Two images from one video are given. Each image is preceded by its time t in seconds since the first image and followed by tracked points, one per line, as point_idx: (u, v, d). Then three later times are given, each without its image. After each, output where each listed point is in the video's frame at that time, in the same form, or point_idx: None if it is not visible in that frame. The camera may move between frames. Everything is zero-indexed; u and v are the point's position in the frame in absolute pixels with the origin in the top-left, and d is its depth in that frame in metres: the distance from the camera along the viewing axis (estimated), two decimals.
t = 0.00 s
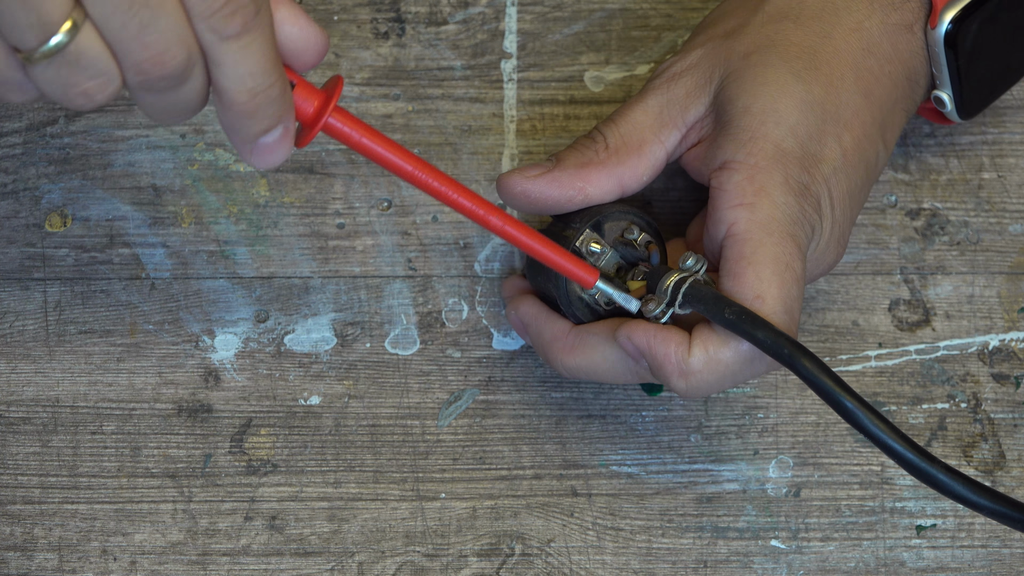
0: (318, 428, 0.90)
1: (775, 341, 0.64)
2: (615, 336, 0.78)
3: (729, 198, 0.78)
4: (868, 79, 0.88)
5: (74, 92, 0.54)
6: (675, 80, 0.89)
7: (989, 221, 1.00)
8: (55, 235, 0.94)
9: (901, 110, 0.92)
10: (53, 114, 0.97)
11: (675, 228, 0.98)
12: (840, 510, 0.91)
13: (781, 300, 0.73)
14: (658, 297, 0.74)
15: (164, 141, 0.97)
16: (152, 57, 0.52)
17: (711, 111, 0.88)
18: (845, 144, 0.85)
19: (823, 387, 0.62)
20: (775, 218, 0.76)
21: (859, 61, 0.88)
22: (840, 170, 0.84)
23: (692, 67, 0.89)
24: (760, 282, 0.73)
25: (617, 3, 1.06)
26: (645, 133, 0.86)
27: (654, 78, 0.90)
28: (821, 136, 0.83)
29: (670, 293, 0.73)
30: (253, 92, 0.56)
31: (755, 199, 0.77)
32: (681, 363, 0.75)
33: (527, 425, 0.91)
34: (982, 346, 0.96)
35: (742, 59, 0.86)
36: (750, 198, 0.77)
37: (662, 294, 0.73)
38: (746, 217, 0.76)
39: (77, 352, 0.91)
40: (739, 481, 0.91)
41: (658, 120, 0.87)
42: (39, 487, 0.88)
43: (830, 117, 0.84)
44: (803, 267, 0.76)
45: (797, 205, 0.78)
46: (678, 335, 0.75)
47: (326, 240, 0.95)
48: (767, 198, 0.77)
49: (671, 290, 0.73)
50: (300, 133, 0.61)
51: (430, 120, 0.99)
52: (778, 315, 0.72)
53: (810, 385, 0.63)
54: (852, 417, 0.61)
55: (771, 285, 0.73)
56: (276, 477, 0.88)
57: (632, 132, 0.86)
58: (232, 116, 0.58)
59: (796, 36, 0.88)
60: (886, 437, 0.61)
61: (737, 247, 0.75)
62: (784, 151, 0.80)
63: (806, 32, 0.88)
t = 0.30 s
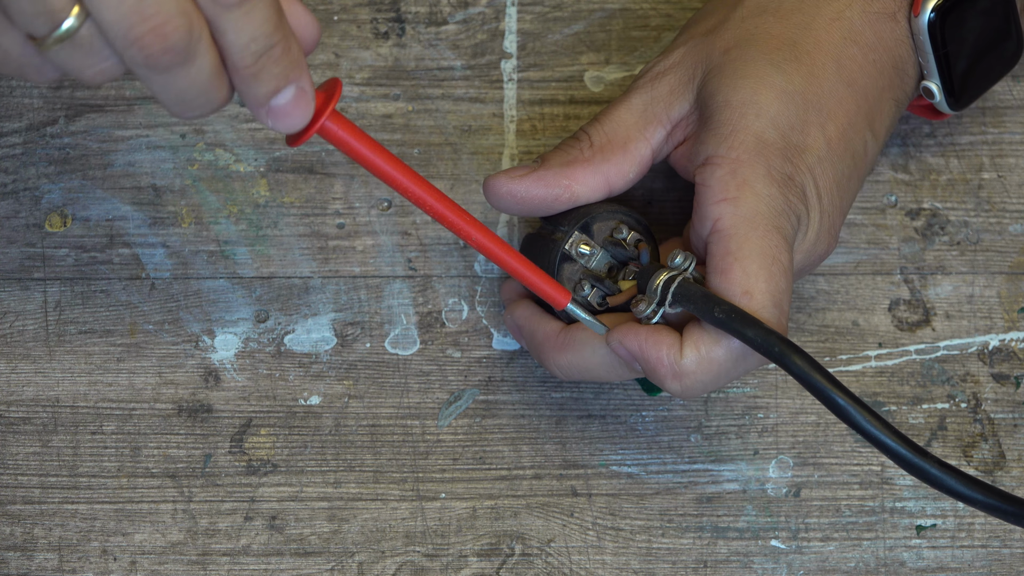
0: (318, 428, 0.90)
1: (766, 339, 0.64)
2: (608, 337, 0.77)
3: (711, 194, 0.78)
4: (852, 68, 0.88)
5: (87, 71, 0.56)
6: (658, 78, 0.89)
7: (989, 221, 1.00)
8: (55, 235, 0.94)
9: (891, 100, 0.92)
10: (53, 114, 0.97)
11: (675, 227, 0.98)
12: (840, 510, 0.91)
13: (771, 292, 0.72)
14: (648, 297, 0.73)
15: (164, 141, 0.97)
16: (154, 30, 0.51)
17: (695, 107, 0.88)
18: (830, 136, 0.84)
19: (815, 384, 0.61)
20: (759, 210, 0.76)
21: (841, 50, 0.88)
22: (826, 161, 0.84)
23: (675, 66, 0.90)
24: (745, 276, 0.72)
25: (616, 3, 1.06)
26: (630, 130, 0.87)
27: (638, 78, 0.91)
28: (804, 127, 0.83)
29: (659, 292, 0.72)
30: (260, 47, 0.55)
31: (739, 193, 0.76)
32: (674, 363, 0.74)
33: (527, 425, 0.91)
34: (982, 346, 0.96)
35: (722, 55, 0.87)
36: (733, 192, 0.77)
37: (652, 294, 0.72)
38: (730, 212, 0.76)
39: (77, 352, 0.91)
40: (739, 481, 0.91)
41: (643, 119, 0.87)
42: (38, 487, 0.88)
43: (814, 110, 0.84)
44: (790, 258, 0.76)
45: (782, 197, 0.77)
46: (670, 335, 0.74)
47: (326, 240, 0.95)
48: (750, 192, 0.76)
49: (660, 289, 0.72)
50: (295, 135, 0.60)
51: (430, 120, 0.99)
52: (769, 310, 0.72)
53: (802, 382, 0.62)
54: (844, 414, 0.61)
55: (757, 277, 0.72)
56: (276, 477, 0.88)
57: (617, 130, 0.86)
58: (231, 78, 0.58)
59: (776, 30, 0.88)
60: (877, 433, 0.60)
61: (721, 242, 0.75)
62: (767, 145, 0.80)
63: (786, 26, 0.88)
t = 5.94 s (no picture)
0: (318, 427, 0.90)
1: (734, 351, 0.62)
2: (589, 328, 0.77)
3: (702, 206, 0.77)
4: (853, 86, 0.88)
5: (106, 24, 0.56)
6: (660, 89, 0.89)
7: (989, 221, 1.00)
8: (55, 235, 0.94)
9: (897, 119, 0.91)
10: (53, 114, 0.97)
11: (674, 228, 0.98)
12: (840, 510, 0.91)
13: (745, 306, 0.71)
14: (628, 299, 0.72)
15: (164, 141, 0.97)
16: None
17: (692, 121, 0.87)
18: (824, 153, 0.84)
19: (784, 398, 0.60)
20: (748, 226, 0.75)
21: (844, 67, 0.88)
22: (818, 178, 0.83)
23: (677, 78, 0.90)
24: (726, 287, 0.71)
25: (617, 3, 1.06)
26: (627, 137, 0.87)
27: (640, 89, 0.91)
28: (801, 144, 0.83)
29: (637, 293, 0.71)
30: (289, 7, 0.53)
31: (727, 206, 0.76)
32: (641, 360, 0.73)
33: (526, 425, 0.91)
34: (982, 347, 0.96)
35: (722, 70, 0.87)
36: (722, 205, 0.76)
37: (630, 295, 0.72)
38: (716, 224, 0.75)
39: (77, 352, 0.91)
40: (739, 481, 0.91)
41: (641, 128, 0.87)
42: (38, 487, 0.88)
43: (808, 126, 0.84)
44: (775, 278, 0.74)
45: (773, 213, 0.77)
46: (642, 335, 0.73)
47: (326, 240, 0.95)
48: (739, 206, 0.76)
49: (639, 291, 0.71)
50: (331, 37, 0.56)
51: (430, 120, 0.99)
52: (740, 322, 0.70)
53: (770, 395, 0.61)
54: (814, 427, 0.60)
55: (739, 290, 0.71)
56: (276, 477, 0.88)
57: (613, 137, 0.86)
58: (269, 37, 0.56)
59: (780, 47, 0.88)
60: (848, 445, 0.60)
61: (705, 252, 0.74)
62: (759, 159, 0.80)
63: (790, 44, 0.88)
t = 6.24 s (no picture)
0: (318, 427, 0.90)
1: (734, 348, 0.62)
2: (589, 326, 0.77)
3: (701, 203, 0.77)
4: (853, 85, 0.88)
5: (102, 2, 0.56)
6: (659, 89, 0.89)
7: (989, 221, 1.00)
8: (56, 235, 0.94)
9: (896, 118, 0.91)
10: (53, 114, 0.97)
11: (674, 228, 0.98)
12: (840, 510, 0.91)
13: (745, 305, 0.71)
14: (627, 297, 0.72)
15: (164, 141, 0.97)
16: None
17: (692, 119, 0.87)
18: (823, 152, 0.84)
19: (784, 395, 0.60)
20: (747, 223, 0.75)
21: (843, 66, 0.88)
22: (817, 177, 0.83)
23: (676, 77, 0.90)
24: (726, 284, 0.71)
25: (617, 3, 1.06)
26: (626, 136, 0.87)
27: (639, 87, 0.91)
28: (801, 142, 0.83)
29: (636, 291, 0.71)
30: (289, 17, 0.55)
31: (726, 204, 0.76)
32: (641, 358, 0.73)
33: (527, 425, 0.91)
34: (982, 346, 0.96)
35: (721, 69, 0.87)
36: (721, 202, 0.76)
37: (630, 294, 0.72)
38: (715, 221, 0.75)
39: (77, 352, 0.91)
40: (739, 481, 0.91)
41: (640, 126, 0.87)
42: (38, 487, 0.88)
43: (807, 125, 0.84)
44: (774, 276, 0.75)
45: (772, 211, 0.77)
46: (642, 333, 0.73)
47: (326, 240, 0.95)
48: (738, 203, 0.76)
49: (639, 289, 0.71)
50: (337, 43, 0.56)
51: (430, 120, 0.99)
52: (740, 321, 0.70)
53: (769, 392, 0.61)
54: (814, 425, 0.60)
55: (738, 287, 0.71)
56: (276, 477, 0.88)
57: (612, 136, 0.86)
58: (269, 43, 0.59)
59: (779, 46, 0.88)
60: (848, 442, 0.60)
61: (704, 250, 0.74)
62: (758, 157, 0.80)
63: (789, 42, 0.88)
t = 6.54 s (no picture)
0: (317, 427, 0.90)
1: (734, 347, 0.62)
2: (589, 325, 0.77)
3: (701, 203, 0.77)
4: (853, 84, 0.88)
5: None
6: (658, 88, 0.89)
7: (989, 221, 1.00)
8: (56, 235, 0.94)
9: (896, 119, 0.91)
10: (53, 113, 0.97)
11: (674, 228, 0.98)
12: (840, 510, 0.91)
13: (745, 304, 0.71)
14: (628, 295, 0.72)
15: (164, 141, 0.97)
16: None
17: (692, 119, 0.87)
18: (823, 151, 0.84)
19: (784, 394, 0.60)
20: (747, 222, 0.75)
21: (843, 65, 0.88)
22: (817, 177, 0.83)
23: (676, 77, 0.90)
24: (726, 283, 0.71)
25: (617, 3, 1.06)
26: (626, 135, 0.87)
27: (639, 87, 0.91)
28: (800, 141, 0.83)
29: (637, 290, 0.71)
30: (292, 17, 0.55)
31: (727, 204, 0.76)
32: (641, 358, 0.73)
33: (526, 425, 0.91)
34: (982, 347, 0.96)
35: (721, 69, 0.87)
36: (721, 201, 0.76)
37: (631, 292, 0.72)
38: (715, 221, 0.75)
39: (77, 352, 0.91)
40: (739, 481, 0.91)
41: (639, 126, 0.87)
42: (38, 487, 0.88)
43: (808, 125, 0.84)
44: (775, 276, 0.75)
45: (772, 210, 0.77)
46: (643, 332, 0.73)
47: (326, 240, 0.95)
48: (739, 202, 0.76)
49: (639, 289, 0.71)
50: (341, 39, 0.56)
51: (430, 120, 0.99)
52: (740, 320, 0.70)
53: (769, 391, 0.61)
54: (814, 424, 0.60)
55: (738, 287, 0.71)
56: (276, 477, 0.88)
57: (612, 135, 0.86)
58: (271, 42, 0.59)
59: (780, 45, 0.88)
60: (847, 441, 0.60)
61: (704, 250, 0.74)
62: (758, 156, 0.80)
63: (789, 42, 0.88)
